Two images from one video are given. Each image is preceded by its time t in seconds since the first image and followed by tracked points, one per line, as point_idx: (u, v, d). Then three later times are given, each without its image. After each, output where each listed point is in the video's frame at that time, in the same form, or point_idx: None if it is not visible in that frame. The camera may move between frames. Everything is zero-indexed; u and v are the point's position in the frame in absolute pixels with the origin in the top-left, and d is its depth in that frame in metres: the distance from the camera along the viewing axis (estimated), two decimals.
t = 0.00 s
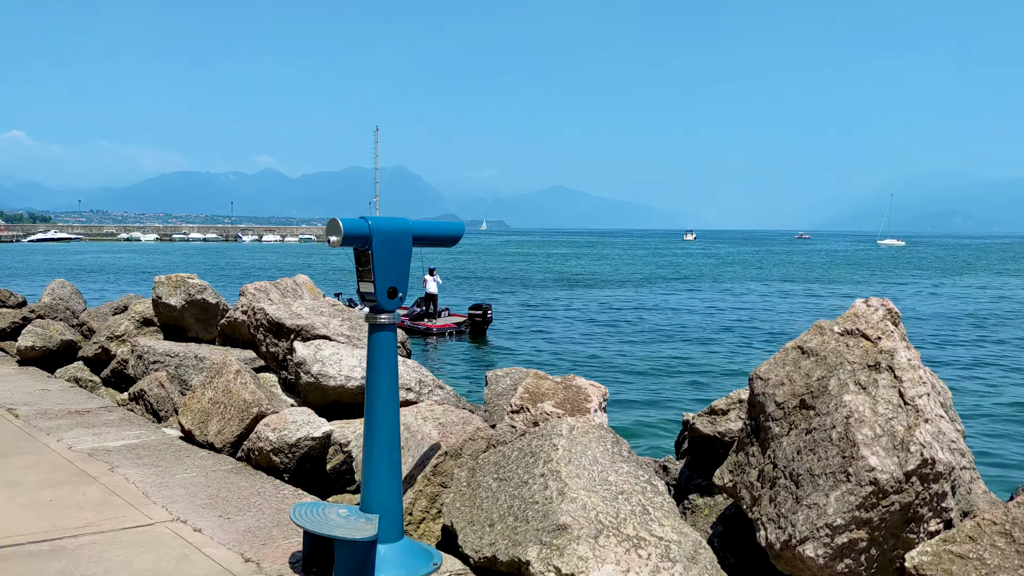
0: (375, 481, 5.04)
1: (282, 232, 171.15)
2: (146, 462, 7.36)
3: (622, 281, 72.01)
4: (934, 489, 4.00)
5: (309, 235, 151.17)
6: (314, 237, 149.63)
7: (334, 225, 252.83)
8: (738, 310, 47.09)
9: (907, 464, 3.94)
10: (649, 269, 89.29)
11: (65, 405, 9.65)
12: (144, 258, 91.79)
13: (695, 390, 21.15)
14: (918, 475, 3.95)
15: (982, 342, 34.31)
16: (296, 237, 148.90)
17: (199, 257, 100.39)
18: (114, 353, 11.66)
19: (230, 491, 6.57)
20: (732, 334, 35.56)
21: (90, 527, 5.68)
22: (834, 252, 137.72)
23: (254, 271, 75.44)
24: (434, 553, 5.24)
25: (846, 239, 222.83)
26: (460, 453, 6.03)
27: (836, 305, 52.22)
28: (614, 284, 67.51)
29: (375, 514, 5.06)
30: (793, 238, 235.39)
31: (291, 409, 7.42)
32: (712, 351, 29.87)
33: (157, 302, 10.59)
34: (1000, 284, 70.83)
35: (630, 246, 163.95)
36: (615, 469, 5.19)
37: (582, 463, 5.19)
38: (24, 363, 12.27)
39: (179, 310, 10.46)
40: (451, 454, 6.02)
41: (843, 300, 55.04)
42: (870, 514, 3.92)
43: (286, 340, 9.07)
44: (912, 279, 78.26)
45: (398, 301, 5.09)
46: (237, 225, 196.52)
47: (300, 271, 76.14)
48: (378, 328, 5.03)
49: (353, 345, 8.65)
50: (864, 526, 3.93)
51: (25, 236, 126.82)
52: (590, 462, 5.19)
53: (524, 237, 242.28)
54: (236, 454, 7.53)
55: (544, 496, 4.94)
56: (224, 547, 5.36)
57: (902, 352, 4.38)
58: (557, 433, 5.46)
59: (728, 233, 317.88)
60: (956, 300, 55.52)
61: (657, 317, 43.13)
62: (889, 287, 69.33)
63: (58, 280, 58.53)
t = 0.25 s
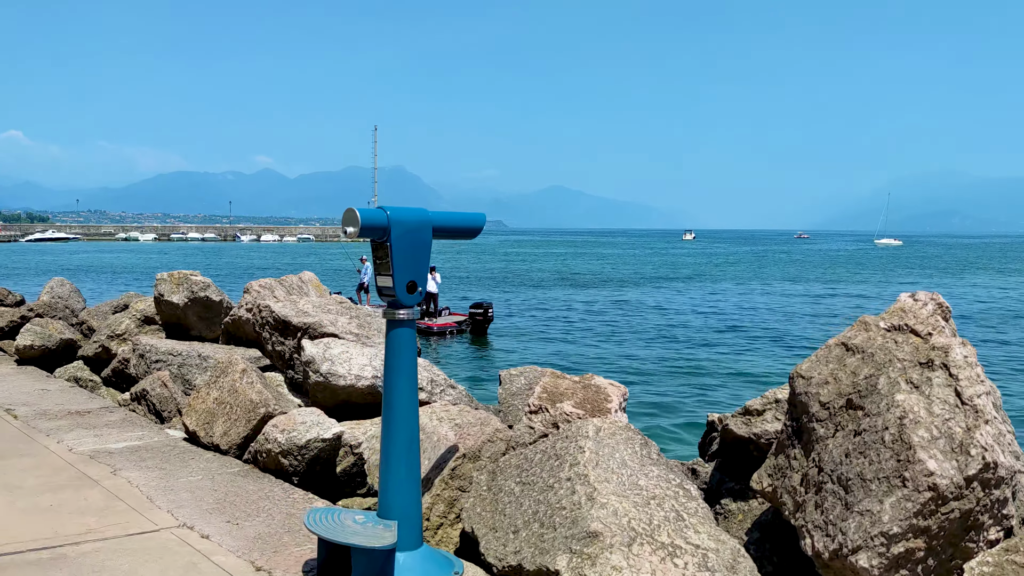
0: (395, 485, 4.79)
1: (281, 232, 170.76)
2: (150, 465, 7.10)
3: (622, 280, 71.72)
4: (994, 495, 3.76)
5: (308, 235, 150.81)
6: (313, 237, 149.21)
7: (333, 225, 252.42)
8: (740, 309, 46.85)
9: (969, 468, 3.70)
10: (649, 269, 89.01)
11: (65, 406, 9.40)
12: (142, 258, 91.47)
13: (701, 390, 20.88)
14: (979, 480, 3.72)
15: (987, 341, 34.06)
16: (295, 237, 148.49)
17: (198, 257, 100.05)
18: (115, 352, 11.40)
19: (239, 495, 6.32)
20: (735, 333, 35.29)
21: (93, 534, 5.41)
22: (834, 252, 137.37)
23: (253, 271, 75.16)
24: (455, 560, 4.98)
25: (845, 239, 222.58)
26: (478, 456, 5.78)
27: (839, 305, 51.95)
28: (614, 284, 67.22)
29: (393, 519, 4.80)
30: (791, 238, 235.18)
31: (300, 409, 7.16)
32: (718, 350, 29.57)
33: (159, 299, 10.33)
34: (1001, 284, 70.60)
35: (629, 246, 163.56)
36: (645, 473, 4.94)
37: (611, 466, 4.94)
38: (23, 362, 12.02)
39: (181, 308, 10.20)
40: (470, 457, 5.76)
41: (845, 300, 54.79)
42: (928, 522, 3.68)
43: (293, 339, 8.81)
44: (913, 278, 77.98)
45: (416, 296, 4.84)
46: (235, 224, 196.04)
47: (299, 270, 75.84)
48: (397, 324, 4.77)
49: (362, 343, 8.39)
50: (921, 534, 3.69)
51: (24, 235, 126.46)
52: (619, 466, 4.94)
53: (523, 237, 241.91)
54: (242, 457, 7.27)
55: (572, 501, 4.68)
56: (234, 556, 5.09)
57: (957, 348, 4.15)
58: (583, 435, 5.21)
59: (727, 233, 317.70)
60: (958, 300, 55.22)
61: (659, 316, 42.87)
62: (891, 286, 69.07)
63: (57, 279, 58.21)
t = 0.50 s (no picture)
0: (422, 511, 4.51)
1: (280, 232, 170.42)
2: (156, 482, 6.81)
3: (622, 280, 71.43)
4: None
5: (307, 235, 150.46)
6: (311, 237, 148.85)
7: (331, 225, 251.47)
8: (742, 309, 46.58)
9: None
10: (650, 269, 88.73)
11: (67, 417, 9.10)
12: (141, 259, 91.11)
13: (708, 391, 20.58)
14: None
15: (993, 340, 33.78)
16: (294, 237, 148.15)
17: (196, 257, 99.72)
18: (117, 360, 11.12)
19: (251, 516, 6.03)
20: (739, 333, 35.00)
21: (98, 562, 5.11)
22: (835, 251, 137.01)
23: (252, 271, 74.84)
24: None
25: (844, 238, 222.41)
26: (503, 477, 5.49)
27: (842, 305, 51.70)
28: (615, 284, 66.94)
29: (420, 548, 4.52)
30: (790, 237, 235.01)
31: (313, 424, 6.87)
32: (724, 350, 29.25)
33: (164, 307, 10.05)
34: (1002, 283, 70.34)
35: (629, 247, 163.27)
36: (686, 499, 4.66)
37: (650, 493, 4.65)
38: (23, 370, 11.73)
39: (186, 315, 9.90)
40: (495, 478, 5.48)
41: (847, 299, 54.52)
42: (1010, 562, 3.39)
43: (303, 348, 8.53)
44: (914, 278, 77.81)
45: (443, 310, 4.55)
46: (234, 225, 195.66)
47: (298, 271, 75.52)
48: (423, 342, 4.50)
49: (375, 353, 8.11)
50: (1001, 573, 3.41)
51: (22, 236, 126.11)
52: (659, 492, 4.66)
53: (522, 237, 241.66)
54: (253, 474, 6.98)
55: (611, 531, 4.39)
56: None
57: None
58: (618, 457, 4.93)
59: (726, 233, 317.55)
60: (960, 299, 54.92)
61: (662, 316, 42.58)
62: (892, 285, 68.83)
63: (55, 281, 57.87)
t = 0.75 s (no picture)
0: (453, 523, 4.30)
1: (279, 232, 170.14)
2: (166, 490, 6.58)
3: (623, 280, 71.22)
4: None
5: (306, 235, 150.20)
6: (311, 237, 148.56)
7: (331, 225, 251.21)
8: (746, 309, 46.37)
9: None
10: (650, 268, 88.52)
11: (72, 422, 8.87)
12: (140, 259, 90.79)
13: (717, 392, 20.37)
14: None
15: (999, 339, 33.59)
16: (294, 237, 147.87)
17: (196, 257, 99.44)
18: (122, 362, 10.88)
19: (267, 526, 5.80)
20: (743, 333, 34.79)
21: None
22: (835, 251, 136.81)
23: (252, 271, 74.58)
24: None
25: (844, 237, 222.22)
26: (531, 485, 5.27)
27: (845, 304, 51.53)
28: (616, 284, 66.73)
29: (450, 561, 4.32)
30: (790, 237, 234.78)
31: (328, 429, 6.65)
32: (730, 350, 29.04)
33: (170, 308, 9.83)
34: (1004, 283, 70.15)
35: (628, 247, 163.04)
36: (728, 511, 4.44)
37: (690, 504, 4.44)
38: (25, 373, 11.50)
39: (193, 316, 9.67)
40: (523, 487, 5.26)
41: (850, 299, 54.35)
42: None
43: (315, 351, 8.30)
44: (916, 277, 77.66)
45: (474, 313, 4.33)
46: (232, 225, 195.29)
47: (298, 271, 75.25)
48: (453, 346, 4.29)
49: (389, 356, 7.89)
50: None
51: (21, 236, 125.83)
52: (700, 504, 4.44)
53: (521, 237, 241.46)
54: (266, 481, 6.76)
55: (652, 545, 4.16)
56: None
57: None
58: (655, 467, 4.70)
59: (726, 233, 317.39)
60: (964, 299, 54.71)
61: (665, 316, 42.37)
62: (894, 285, 68.63)
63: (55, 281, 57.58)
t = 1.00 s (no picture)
0: (489, 532, 4.09)
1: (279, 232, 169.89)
2: (178, 494, 6.34)
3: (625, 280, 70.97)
4: None
5: (306, 235, 149.96)
6: (311, 236, 148.37)
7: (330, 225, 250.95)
8: (750, 308, 46.12)
9: None
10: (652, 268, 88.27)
11: (79, 423, 8.64)
12: (140, 259, 90.50)
13: (727, 391, 20.14)
14: None
15: (1006, 336, 33.34)
16: (294, 237, 147.56)
17: (196, 257, 99.21)
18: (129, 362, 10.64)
19: (288, 534, 5.56)
20: (749, 332, 34.55)
21: None
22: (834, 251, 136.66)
23: (253, 271, 74.32)
24: None
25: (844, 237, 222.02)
26: (564, 492, 5.05)
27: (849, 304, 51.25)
28: (618, 283, 66.50)
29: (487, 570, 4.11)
30: (789, 237, 234.61)
31: (347, 431, 6.41)
32: (736, 349, 28.82)
33: (179, 307, 9.60)
34: (1007, 283, 69.91)
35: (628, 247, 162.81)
36: (778, 520, 4.21)
37: (739, 511, 4.21)
38: (29, 373, 11.26)
39: (202, 315, 9.42)
40: (556, 493, 5.03)
41: (853, 299, 54.10)
42: None
43: (329, 350, 8.08)
44: (917, 277, 77.52)
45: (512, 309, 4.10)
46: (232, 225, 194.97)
47: (299, 271, 74.98)
48: (491, 345, 4.05)
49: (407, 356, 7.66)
50: None
51: (21, 236, 125.72)
52: (750, 512, 4.22)
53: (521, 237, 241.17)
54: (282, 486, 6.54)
55: (702, 556, 3.93)
56: None
57: None
58: (701, 472, 4.46)
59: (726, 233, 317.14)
60: (967, 298, 54.50)
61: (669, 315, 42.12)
62: (897, 284, 68.37)
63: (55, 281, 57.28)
